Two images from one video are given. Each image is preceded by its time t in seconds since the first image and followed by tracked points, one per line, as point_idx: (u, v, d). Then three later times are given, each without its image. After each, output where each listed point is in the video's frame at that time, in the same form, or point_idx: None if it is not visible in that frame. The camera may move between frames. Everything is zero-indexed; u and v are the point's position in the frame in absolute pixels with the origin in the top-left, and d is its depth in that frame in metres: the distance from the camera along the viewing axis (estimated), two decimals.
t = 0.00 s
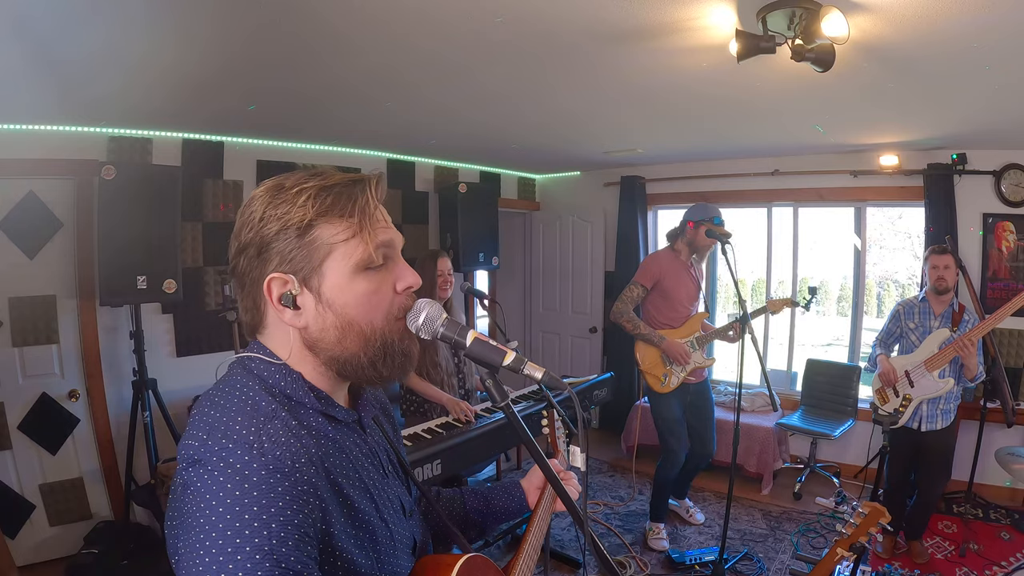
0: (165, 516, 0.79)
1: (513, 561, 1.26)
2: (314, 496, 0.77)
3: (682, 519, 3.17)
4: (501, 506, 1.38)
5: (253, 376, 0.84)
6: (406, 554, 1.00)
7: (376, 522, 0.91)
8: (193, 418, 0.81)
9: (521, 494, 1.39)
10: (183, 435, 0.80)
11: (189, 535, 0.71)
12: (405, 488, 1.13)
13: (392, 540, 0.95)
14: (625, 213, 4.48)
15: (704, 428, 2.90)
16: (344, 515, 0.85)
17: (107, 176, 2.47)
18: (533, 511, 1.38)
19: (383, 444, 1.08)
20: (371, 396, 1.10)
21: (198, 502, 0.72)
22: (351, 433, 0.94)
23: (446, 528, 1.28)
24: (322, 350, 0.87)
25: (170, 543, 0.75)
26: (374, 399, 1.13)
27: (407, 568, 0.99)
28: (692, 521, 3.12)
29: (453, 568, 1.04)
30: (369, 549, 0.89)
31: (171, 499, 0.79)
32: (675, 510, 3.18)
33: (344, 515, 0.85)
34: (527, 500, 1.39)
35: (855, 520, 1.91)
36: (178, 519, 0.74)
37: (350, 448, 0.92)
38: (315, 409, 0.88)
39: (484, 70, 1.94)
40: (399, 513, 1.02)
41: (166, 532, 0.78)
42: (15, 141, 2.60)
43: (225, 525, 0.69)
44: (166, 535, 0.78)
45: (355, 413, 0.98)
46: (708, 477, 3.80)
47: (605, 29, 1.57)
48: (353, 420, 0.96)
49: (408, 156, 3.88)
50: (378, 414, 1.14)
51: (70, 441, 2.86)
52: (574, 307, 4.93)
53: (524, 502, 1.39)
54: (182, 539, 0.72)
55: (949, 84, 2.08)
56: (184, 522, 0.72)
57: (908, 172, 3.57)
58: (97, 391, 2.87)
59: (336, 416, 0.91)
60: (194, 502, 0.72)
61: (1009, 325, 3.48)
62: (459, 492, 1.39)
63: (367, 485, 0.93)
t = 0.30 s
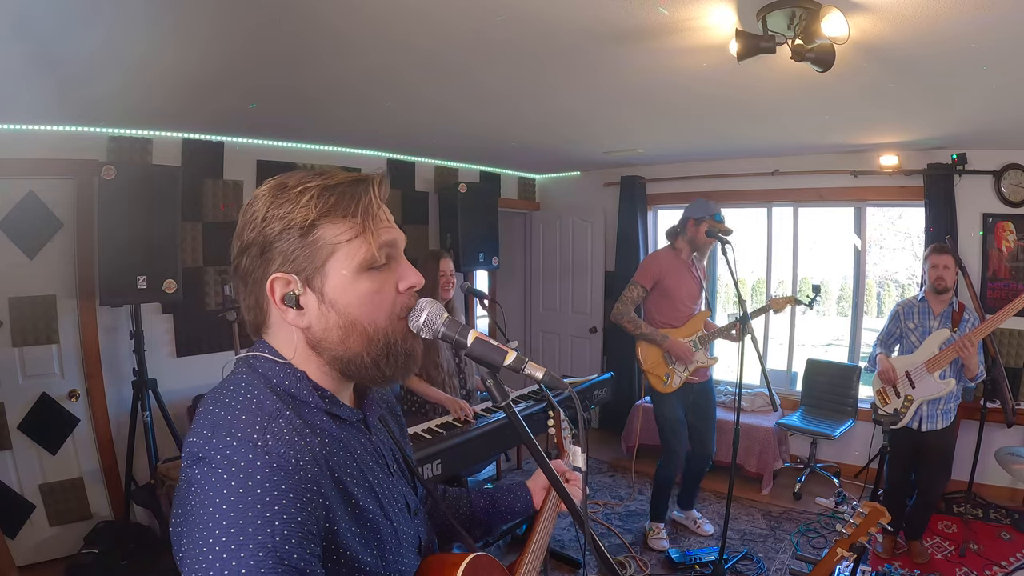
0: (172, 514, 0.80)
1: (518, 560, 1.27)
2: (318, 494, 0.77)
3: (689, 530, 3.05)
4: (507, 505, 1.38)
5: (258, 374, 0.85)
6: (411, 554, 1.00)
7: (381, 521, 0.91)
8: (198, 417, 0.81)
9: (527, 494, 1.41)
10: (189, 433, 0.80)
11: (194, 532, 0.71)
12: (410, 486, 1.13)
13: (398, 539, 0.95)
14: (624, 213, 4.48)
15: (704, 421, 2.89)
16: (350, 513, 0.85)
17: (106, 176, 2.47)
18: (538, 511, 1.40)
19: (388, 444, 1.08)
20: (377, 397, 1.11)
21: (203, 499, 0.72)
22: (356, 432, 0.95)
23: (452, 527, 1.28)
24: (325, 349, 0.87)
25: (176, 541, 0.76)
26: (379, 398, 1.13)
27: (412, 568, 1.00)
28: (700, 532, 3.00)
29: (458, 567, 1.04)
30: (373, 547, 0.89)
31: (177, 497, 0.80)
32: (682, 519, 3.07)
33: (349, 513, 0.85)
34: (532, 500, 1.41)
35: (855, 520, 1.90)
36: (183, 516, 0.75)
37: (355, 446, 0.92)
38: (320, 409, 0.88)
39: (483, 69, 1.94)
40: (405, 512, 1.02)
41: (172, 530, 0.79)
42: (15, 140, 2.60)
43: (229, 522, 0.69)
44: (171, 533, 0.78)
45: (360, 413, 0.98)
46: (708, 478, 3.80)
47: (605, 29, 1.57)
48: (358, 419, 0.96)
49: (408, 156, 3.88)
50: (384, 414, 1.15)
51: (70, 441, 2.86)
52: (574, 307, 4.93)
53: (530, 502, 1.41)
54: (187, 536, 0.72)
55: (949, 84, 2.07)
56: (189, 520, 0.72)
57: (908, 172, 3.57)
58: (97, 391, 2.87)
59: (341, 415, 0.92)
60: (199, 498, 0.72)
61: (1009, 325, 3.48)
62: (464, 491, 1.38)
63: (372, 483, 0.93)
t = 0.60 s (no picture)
0: (174, 516, 0.80)
1: (520, 558, 1.27)
2: (320, 496, 0.76)
3: (688, 530, 3.05)
4: (507, 503, 1.39)
5: (259, 375, 0.85)
6: (413, 552, 1.00)
7: (382, 523, 0.91)
8: (200, 418, 0.81)
9: (526, 492, 1.42)
10: (190, 434, 0.80)
11: (195, 534, 0.71)
12: (411, 485, 1.13)
13: (400, 539, 0.95)
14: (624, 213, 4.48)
15: (703, 424, 2.90)
16: (353, 515, 0.85)
17: (107, 176, 2.47)
18: (538, 508, 1.41)
19: (390, 443, 1.09)
20: (377, 397, 1.11)
21: (204, 501, 0.72)
22: (358, 432, 0.95)
23: (453, 526, 1.27)
24: (325, 348, 0.87)
25: (178, 542, 0.76)
26: (380, 397, 1.13)
27: (415, 567, 1.00)
28: (700, 532, 3.00)
29: (460, 566, 1.03)
30: (376, 548, 0.88)
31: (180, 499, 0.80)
32: (681, 520, 3.07)
33: (351, 514, 0.84)
34: (532, 497, 1.42)
35: (855, 520, 1.90)
36: (185, 518, 0.75)
37: (357, 447, 0.92)
38: (323, 409, 0.88)
39: (483, 69, 1.94)
40: (407, 512, 1.02)
41: (174, 531, 0.79)
42: (15, 140, 2.60)
43: (229, 524, 0.69)
44: (173, 534, 0.78)
45: (362, 413, 0.99)
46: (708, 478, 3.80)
47: (605, 29, 1.57)
48: (360, 419, 0.96)
49: (408, 156, 3.88)
50: (384, 414, 1.15)
51: (70, 441, 2.86)
52: (574, 307, 4.93)
53: (530, 500, 1.42)
54: (189, 538, 0.72)
55: (949, 84, 2.08)
56: (190, 522, 0.73)
57: (908, 172, 3.57)
58: (97, 391, 2.87)
59: (342, 415, 0.92)
60: (201, 501, 0.72)
61: (1009, 325, 3.48)
62: (464, 489, 1.38)
63: (375, 484, 0.93)
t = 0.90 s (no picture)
0: (173, 517, 0.80)
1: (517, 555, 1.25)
2: (322, 495, 0.77)
3: (689, 530, 3.05)
4: (501, 502, 1.39)
5: (257, 376, 0.84)
6: (412, 552, 1.01)
7: (384, 521, 0.92)
8: (198, 419, 0.81)
9: (520, 491, 1.41)
10: (189, 435, 0.80)
11: (198, 536, 0.71)
12: (409, 484, 1.13)
13: (400, 538, 0.95)
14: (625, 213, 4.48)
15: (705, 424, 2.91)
16: (355, 514, 0.85)
17: (106, 176, 2.47)
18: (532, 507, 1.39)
19: (388, 443, 1.08)
20: (375, 396, 1.11)
21: (207, 503, 0.72)
22: (357, 432, 0.95)
23: (450, 526, 1.27)
24: (325, 348, 0.87)
25: (179, 544, 0.76)
26: (378, 397, 1.13)
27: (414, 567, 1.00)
28: (699, 532, 3.00)
29: (460, 566, 1.03)
30: (378, 546, 0.89)
31: (179, 500, 0.79)
32: (680, 520, 3.06)
33: (354, 513, 0.85)
34: (526, 497, 1.41)
35: (855, 520, 1.91)
36: (186, 519, 0.75)
37: (356, 447, 0.92)
38: (322, 409, 0.88)
39: (482, 69, 1.94)
40: (406, 511, 1.03)
41: (174, 533, 0.78)
42: (15, 140, 2.60)
43: (232, 526, 0.69)
44: (173, 535, 0.78)
45: (360, 412, 0.99)
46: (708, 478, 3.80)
47: (605, 29, 1.57)
48: (358, 419, 0.96)
49: (408, 156, 3.88)
50: (382, 413, 1.14)
51: (70, 441, 2.86)
52: (574, 307, 4.93)
53: (523, 499, 1.41)
54: (192, 539, 0.72)
55: (949, 84, 2.08)
56: (192, 524, 0.73)
57: (908, 172, 3.57)
58: (97, 391, 2.87)
59: (341, 415, 0.91)
60: (203, 503, 0.72)
61: (1009, 325, 3.48)
62: (458, 489, 1.38)
63: (375, 484, 0.93)
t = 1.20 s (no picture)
0: (165, 524, 0.80)
1: (513, 554, 1.25)
2: (316, 503, 0.77)
3: (689, 530, 3.05)
4: (498, 499, 1.39)
5: (249, 380, 0.84)
6: (413, 551, 1.01)
7: (382, 523, 0.92)
8: (189, 425, 0.81)
9: (517, 487, 1.41)
10: (179, 442, 0.80)
11: (190, 548, 0.71)
12: (406, 484, 1.13)
13: (399, 539, 0.96)
14: (625, 213, 4.48)
15: (703, 422, 2.93)
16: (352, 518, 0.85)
17: (106, 176, 2.47)
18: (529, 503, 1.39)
19: (384, 443, 1.08)
20: (372, 397, 1.10)
21: (198, 514, 0.72)
22: (353, 434, 0.95)
23: (447, 522, 1.27)
24: (322, 348, 0.87)
25: (171, 553, 0.76)
26: (375, 398, 1.13)
27: (414, 565, 1.00)
28: (699, 531, 3.00)
29: (458, 567, 1.04)
30: (377, 548, 0.89)
31: (170, 507, 0.79)
32: (680, 520, 3.07)
33: (352, 517, 0.85)
34: (522, 493, 1.41)
35: (855, 520, 1.91)
36: (178, 529, 0.75)
37: (352, 450, 0.92)
38: (317, 411, 0.88)
39: (482, 69, 1.94)
40: (404, 511, 1.03)
41: (167, 540, 0.78)
42: (15, 141, 2.60)
43: (224, 539, 0.69)
44: (167, 543, 0.78)
45: (356, 413, 0.99)
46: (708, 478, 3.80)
47: (605, 28, 1.57)
48: (354, 420, 0.96)
49: (408, 157, 3.88)
50: (378, 413, 1.14)
51: (70, 441, 2.86)
52: (574, 307, 4.94)
53: (520, 495, 1.41)
54: (183, 551, 0.72)
55: (949, 84, 2.08)
56: (184, 534, 0.73)
57: (908, 172, 3.57)
58: (97, 391, 2.87)
59: (336, 417, 0.91)
60: (194, 514, 0.72)
61: (1009, 325, 3.48)
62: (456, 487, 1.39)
63: (372, 486, 0.93)
